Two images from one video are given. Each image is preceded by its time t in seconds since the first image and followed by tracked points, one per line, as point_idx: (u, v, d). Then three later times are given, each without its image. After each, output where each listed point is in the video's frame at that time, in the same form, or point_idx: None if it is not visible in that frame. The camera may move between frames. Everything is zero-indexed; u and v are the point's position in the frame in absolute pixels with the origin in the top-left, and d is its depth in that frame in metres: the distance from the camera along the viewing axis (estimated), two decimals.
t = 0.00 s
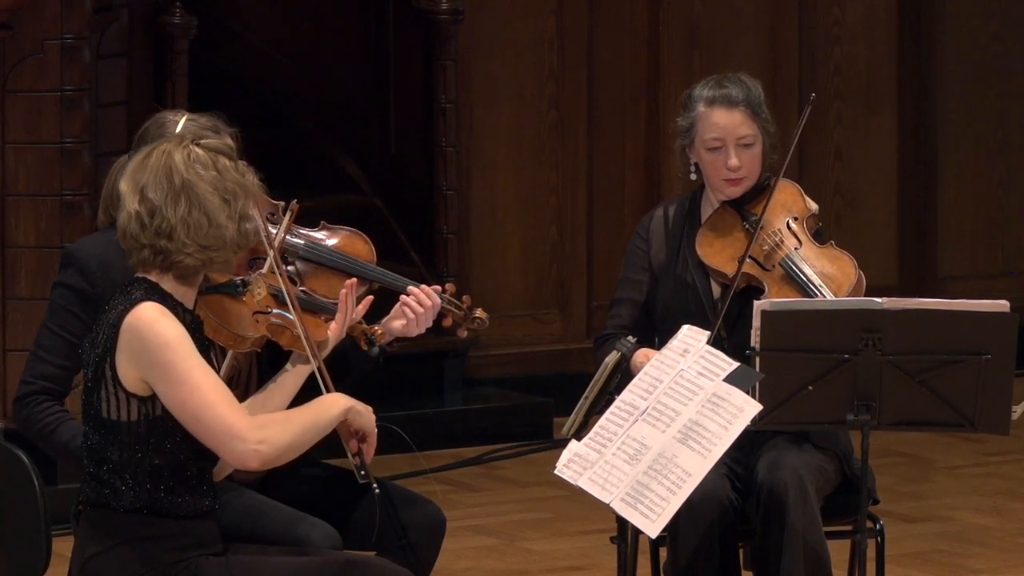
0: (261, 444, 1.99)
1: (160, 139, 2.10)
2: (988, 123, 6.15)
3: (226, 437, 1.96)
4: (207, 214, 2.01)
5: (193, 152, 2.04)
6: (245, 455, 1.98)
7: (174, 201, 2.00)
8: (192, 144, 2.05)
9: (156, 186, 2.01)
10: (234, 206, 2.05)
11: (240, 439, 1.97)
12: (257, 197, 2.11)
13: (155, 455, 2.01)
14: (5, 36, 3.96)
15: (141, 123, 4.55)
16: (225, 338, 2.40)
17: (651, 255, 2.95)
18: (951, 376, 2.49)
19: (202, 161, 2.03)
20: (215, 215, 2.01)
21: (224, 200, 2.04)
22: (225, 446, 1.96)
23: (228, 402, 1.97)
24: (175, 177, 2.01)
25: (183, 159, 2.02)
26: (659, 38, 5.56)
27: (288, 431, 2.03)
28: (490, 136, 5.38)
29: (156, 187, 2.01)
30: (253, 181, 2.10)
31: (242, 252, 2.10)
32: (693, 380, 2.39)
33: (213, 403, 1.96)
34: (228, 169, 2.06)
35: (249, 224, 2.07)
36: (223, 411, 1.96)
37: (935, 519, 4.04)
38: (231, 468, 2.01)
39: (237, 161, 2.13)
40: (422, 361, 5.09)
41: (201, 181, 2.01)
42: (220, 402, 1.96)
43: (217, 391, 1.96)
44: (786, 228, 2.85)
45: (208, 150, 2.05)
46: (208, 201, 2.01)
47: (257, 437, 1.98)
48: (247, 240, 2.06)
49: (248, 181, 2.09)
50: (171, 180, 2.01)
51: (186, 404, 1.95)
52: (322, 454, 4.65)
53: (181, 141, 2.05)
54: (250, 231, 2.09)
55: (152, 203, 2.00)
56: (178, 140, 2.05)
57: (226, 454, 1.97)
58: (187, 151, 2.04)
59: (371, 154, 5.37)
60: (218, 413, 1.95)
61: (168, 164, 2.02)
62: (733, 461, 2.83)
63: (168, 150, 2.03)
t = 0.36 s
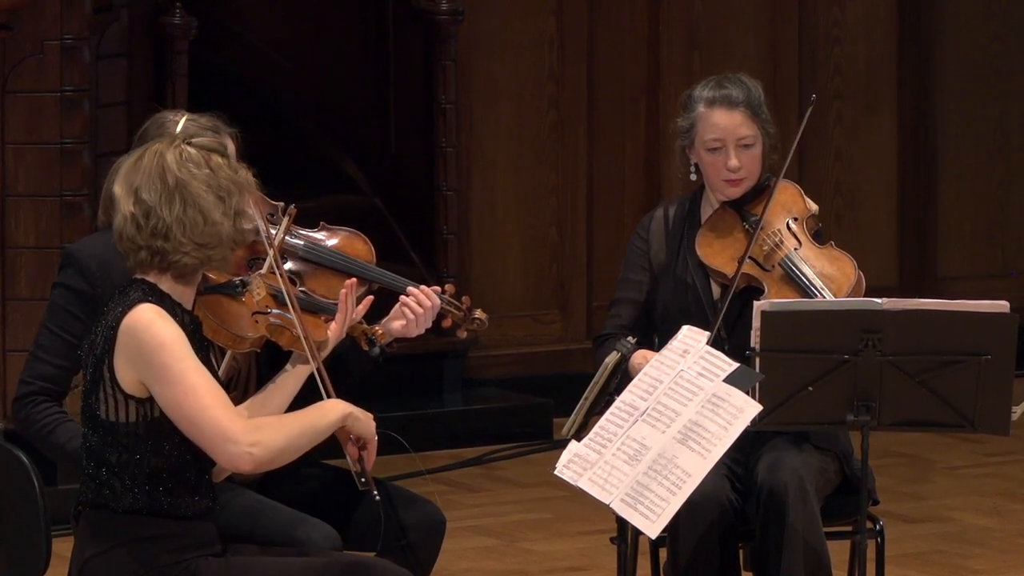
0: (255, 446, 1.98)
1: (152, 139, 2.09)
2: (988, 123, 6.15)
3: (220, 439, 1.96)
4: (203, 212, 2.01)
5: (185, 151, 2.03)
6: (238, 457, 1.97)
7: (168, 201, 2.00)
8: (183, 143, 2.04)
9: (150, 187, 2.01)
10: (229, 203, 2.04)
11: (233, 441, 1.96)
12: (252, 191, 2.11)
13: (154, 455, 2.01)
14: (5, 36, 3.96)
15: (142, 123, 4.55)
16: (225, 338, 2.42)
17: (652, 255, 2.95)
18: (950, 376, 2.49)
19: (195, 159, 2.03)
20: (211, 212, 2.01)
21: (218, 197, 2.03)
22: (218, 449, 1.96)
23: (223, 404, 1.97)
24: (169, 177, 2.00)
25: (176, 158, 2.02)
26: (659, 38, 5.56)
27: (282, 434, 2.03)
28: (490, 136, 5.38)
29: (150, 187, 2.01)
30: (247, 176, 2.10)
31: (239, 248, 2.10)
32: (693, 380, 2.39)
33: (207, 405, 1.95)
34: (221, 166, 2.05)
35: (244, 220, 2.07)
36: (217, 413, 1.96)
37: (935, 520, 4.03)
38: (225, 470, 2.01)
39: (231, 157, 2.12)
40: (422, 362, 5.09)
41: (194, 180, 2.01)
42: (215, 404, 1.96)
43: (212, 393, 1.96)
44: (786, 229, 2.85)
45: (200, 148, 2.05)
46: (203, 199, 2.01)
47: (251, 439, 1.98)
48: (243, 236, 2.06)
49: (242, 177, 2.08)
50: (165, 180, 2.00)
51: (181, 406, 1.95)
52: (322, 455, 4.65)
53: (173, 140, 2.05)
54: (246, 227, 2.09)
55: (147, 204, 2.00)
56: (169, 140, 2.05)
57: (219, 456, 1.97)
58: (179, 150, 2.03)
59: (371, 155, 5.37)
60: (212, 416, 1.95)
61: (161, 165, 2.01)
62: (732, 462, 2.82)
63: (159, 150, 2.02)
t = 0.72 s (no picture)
0: (248, 450, 1.98)
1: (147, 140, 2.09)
2: (988, 123, 6.15)
3: (213, 442, 1.96)
4: (198, 211, 2.00)
5: (178, 151, 2.03)
6: (231, 460, 1.97)
7: (164, 202, 2.00)
8: (177, 143, 2.04)
9: (145, 188, 2.01)
10: (225, 201, 2.03)
11: (226, 443, 1.96)
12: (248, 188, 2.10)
13: (153, 457, 2.01)
14: (5, 37, 3.96)
15: (142, 124, 4.55)
16: (224, 338, 2.42)
17: (653, 255, 2.95)
18: (950, 377, 2.49)
19: (189, 158, 2.02)
20: (206, 211, 2.01)
21: (214, 195, 2.02)
22: (211, 451, 1.96)
23: (218, 406, 1.97)
24: (163, 177, 2.00)
25: (170, 158, 2.02)
26: (659, 38, 5.56)
27: (276, 438, 2.03)
28: (490, 137, 5.38)
29: (145, 188, 2.01)
30: (243, 174, 2.09)
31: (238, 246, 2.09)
32: (693, 380, 2.39)
33: (201, 407, 1.95)
34: (215, 164, 2.04)
35: (241, 217, 2.06)
36: (211, 416, 1.96)
37: (935, 520, 4.03)
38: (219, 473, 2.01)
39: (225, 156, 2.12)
40: (422, 362, 5.09)
41: (189, 179, 2.01)
42: (209, 407, 1.96)
43: (206, 395, 1.96)
44: (786, 229, 2.84)
45: (193, 147, 2.04)
46: (198, 198, 2.01)
47: (244, 442, 1.98)
48: (241, 233, 2.06)
49: (238, 174, 2.08)
50: (159, 181, 2.00)
51: (176, 407, 1.95)
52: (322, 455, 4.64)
53: (166, 141, 2.05)
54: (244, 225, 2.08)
55: (142, 205, 2.00)
56: (163, 141, 2.05)
57: (212, 458, 1.97)
58: (172, 150, 2.03)
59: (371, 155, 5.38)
60: (206, 420, 1.95)
61: (155, 165, 2.01)
62: (733, 462, 2.82)
63: (153, 151, 2.02)
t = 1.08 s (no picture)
0: (240, 458, 1.97)
1: (144, 141, 2.09)
2: (988, 123, 6.15)
3: (205, 447, 1.95)
4: (194, 211, 2.00)
5: (174, 151, 2.02)
6: (223, 467, 1.96)
7: (160, 202, 2.00)
8: (173, 144, 2.04)
9: (141, 189, 2.00)
10: (221, 201, 2.03)
11: (218, 449, 1.95)
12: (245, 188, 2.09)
13: (151, 458, 2.01)
14: (5, 38, 3.96)
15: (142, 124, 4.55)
16: (223, 338, 2.41)
17: (653, 255, 2.95)
18: (951, 378, 2.49)
19: (185, 159, 2.02)
20: (202, 210, 2.00)
21: (209, 195, 2.02)
22: (203, 457, 1.95)
23: (214, 410, 1.96)
24: (159, 178, 2.00)
25: (165, 159, 2.02)
26: (659, 38, 5.57)
27: (275, 443, 2.03)
28: (490, 137, 5.38)
29: (141, 190, 2.00)
30: (239, 174, 2.09)
31: (235, 246, 2.09)
32: (693, 381, 2.39)
33: (195, 411, 1.95)
34: (211, 164, 2.04)
35: (237, 218, 2.06)
36: (204, 421, 1.95)
37: (936, 521, 4.03)
38: (213, 481, 1.99)
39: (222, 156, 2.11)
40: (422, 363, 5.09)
41: (185, 180, 2.00)
42: (203, 411, 1.95)
43: (201, 399, 1.96)
44: (788, 230, 2.84)
45: (189, 147, 2.04)
46: (194, 199, 2.00)
47: (237, 449, 1.96)
48: (238, 233, 2.06)
49: (235, 173, 2.07)
50: (155, 182, 2.00)
51: (170, 411, 1.95)
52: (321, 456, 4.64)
53: (162, 142, 2.04)
54: (241, 225, 2.08)
55: (139, 207, 2.00)
56: (159, 141, 2.05)
57: (204, 464, 1.95)
58: (168, 151, 2.02)
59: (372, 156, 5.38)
60: (198, 425, 1.94)
61: (150, 166, 2.01)
62: (733, 463, 2.82)
63: (149, 152, 2.02)
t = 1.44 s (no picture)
0: (234, 462, 1.96)
1: (142, 142, 2.09)
2: (988, 124, 6.15)
3: (199, 451, 1.94)
4: (192, 212, 2.00)
5: (171, 152, 2.02)
6: (216, 471, 1.96)
7: (158, 204, 2.00)
8: (171, 145, 2.04)
9: (139, 191, 2.01)
10: (218, 202, 2.03)
11: (212, 453, 1.95)
12: (243, 189, 2.09)
13: (150, 461, 2.01)
14: (5, 38, 3.97)
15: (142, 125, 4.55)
16: (223, 338, 2.40)
17: (654, 256, 2.95)
18: (951, 379, 2.49)
19: (183, 160, 2.02)
20: (200, 212, 2.01)
21: (207, 197, 2.02)
22: (197, 460, 1.95)
23: (210, 413, 1.96)
24: (157, 179, 2.00)
25: (163, 161, 2.01)
26: (659, 39, 5.57)
27: (273, 446, 2.03)
28: (490, 138, 5.38)
29: (139, 191, 2.00)
30: (237, 175, 2.09)
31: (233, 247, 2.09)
32: (693, 382, 2.39)
33: (190, 414, 1.94)
34: (209, 165, 2.04)
35: (235, 219, 2.06)
36: (199, 425, 1.94)
37: (935, 522, 4.03)
38: (207, 485, 1.99)
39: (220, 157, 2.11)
40: (422, 364, 5.09)
41: (182, 181, 2.00)
42: (199, 414, 1.95)
43: (196, 402, 1.95)
44: (788, 231, 2.84)
45: (186, 148, 2.04)
46: (192, 200, 2.00)
47: (230, 454, 1.96)
48: (236, 234, 2.06)
49: (233, 174, 2.07)
50: (153, 183, 2.00)
51: (165, 413, 1.95)
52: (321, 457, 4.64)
53: (160, 143, 2.04)
54: (239, 226, 2.08)
55: (137, 208, 2.00)
56: (157, 142, 2.04)
57: (197, 467, 1.95)
58: (166, 152, 2.02)
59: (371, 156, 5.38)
60: (194, 428, 1.94)
61: (148, 168, 2.01)
62: (733, 464, 2.81)
63: (147, 153, 2.02)
